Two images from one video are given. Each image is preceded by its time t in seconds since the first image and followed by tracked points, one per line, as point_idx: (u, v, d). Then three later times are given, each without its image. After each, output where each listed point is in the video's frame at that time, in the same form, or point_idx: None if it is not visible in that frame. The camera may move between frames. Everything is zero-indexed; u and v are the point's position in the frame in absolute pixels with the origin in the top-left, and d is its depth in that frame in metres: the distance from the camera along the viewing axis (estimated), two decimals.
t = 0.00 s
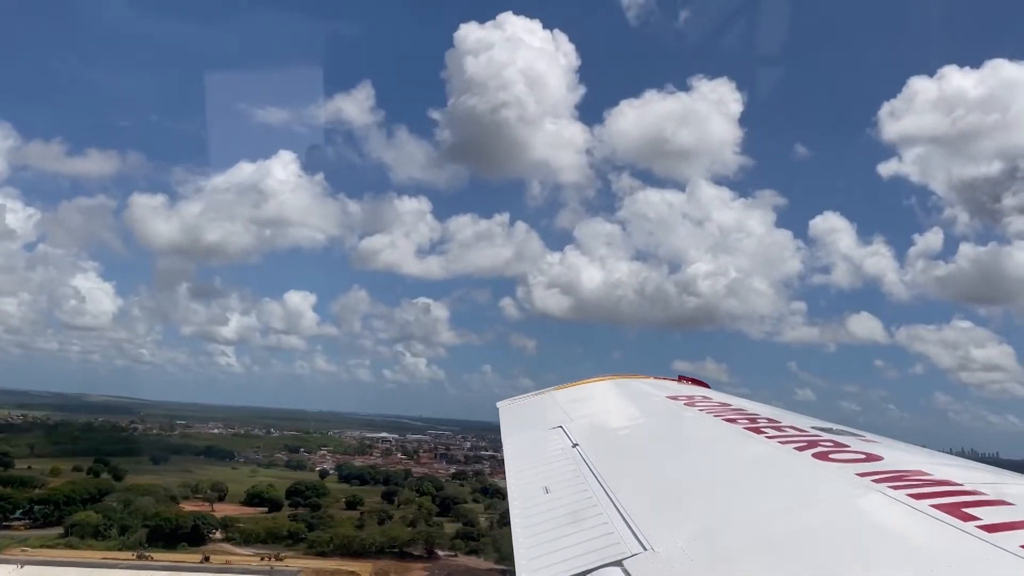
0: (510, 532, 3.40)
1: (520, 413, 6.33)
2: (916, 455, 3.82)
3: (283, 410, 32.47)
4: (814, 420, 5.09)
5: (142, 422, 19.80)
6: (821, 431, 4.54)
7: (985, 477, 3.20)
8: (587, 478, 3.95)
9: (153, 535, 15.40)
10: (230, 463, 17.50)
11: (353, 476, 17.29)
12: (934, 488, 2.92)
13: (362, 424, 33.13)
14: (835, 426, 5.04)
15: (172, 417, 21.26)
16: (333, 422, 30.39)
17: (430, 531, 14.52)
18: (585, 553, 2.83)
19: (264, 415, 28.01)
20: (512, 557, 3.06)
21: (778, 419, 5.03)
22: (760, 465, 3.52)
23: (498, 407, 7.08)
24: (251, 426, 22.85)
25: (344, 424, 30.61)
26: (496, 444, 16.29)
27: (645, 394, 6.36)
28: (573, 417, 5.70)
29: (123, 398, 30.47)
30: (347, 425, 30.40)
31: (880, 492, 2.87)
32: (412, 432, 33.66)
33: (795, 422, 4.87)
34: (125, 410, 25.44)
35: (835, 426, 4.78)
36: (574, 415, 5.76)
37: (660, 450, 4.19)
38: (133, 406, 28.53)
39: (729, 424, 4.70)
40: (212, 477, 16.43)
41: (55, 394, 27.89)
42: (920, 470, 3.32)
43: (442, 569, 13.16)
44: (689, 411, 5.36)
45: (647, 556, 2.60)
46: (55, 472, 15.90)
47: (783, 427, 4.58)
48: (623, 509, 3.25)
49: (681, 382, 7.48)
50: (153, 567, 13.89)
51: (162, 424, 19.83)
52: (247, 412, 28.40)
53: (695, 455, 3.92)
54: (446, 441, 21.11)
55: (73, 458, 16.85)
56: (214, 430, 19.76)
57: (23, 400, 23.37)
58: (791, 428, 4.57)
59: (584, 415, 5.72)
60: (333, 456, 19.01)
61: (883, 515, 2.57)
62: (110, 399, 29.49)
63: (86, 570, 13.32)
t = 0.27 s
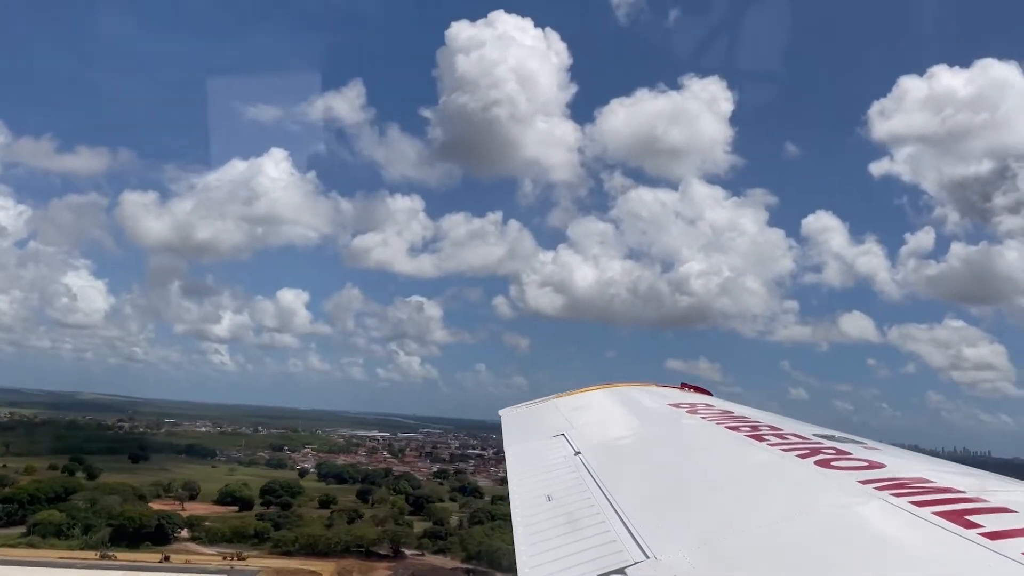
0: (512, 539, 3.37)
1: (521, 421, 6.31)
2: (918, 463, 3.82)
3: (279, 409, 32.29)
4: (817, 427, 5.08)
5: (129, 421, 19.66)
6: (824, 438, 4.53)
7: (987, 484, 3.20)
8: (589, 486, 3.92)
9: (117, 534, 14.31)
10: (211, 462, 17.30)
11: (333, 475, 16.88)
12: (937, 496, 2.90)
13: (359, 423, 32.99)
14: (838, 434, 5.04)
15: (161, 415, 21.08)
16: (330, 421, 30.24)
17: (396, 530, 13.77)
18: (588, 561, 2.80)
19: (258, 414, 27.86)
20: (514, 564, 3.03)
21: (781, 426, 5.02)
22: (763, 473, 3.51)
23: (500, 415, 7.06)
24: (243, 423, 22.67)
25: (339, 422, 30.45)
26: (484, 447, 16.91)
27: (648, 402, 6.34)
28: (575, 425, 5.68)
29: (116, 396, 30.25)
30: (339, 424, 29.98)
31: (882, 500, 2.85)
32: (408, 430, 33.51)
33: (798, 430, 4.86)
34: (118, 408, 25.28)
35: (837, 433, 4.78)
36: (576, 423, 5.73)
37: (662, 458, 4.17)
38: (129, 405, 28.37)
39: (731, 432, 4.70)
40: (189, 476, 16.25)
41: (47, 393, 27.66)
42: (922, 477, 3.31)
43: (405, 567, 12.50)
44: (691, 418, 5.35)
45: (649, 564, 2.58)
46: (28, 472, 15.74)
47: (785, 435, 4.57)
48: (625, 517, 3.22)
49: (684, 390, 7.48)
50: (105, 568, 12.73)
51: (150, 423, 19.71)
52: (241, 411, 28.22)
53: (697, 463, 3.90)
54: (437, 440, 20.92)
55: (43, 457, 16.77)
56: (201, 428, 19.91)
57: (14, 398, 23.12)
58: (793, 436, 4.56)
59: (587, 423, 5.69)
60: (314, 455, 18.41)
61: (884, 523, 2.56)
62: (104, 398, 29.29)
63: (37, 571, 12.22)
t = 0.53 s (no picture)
0: (513, 544, 3.33)
1: (521, 426, 6.28)
2: (917, 464, 3.80)
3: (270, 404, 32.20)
4: (816, 428, 5.06)
5: (116, 418, 19.57)
6: (823, 440, 4.52)
7: (986, 485, 3.18)
8: (589, 490, 3.89)
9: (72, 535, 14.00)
10: (188, 459, 17.22)
11: (309, 471, 16.72)
12: (937, 497, 2.88)
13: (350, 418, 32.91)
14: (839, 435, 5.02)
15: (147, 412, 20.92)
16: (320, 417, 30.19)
17: (357, 528, 13.74)
18: (588, 564, 2.76)
19: (247, 410, 27.71)
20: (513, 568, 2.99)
21: (780, 428, 5.01)
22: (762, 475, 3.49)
23: (500, 420, 7.03)
24: (231, 419, 22.51)
25: (330, 418, 30.42)
26: (466, 445, 17.66)
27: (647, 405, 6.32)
28: (575, 429, 5.65)
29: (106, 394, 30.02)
30: (330, 420, 29.79)
31: (882, 501, 2.83)
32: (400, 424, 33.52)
33: (797, 432, 4.85)
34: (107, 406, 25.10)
35: (836, 435, 4.76)
36: (575, 428, 5.70)
37: (661, 461, 4.14)
38: (120, 402, 28.24)
39: (730, 434, 4.67)
40: (164, 472, 16.14)
41: (37, 390, 27.45)
42: (922, 478, 3.29)
43: (364, 565, 12.29)
44: (690, 422, 5.33)
45: (650, 568, 2.54)
46: None
47: (784, 437, 4.55)
48: (625, 520, 3.19)
49: (683, 392, 7.48)
50: (57, 569, 12.44)
51: (135, 421, 19.61)
52: (232, 408, 28.12)
53: (697, 466, 3.87)
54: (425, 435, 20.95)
55: (15, 456, 16.33)
56: (186, 425, 19.83)
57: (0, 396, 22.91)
58: (792, 438, 4.55)
59: (586, 427, 5.65)
60: (293, 451, 18.32)
61: (883, 522, 2.54)
62: (94, 395, 29.10)
63: None
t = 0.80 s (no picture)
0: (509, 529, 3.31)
1: (516, 411, 6.26)
2: (911, 442, 3.80)
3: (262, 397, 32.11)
4: (810, 409, 5.06)
5: (105, 413, 19.48)
6: (818, 420, 4.51)
7: (981, 462, 3.18)
8: (585, 474, 3.87)
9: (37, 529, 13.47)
10: (170, 453, 17.02)
11: (287, 466, 16.23)
12: (931, 474, 2.87)
13: (342, 411, 32.91)
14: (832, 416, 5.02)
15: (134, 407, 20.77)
16: (311, 410, 30.15)
17: (326, 521, 13.51)
18: (585, 547, 2.74)
19: (238, 404, 27.66)
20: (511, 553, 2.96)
21: (775, 409, 5.00)
22: (757, 455, 3.48)
23: (494, 407, 7.00)
24: (218, 412, 22.38)
25: (322, 411, 30.41)
26: (453, 439, 17.94)
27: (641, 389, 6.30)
28: (570, 414, 5.63)
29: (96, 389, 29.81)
30: (323, 412, 29.62)
31: (877, 479, 2.82)
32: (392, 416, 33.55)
33: (792, 413, 4.84)
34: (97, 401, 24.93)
35: (830, 416, 4.75)
36: (570, 413, 5.67)
37: (656, 445, 4.11)
38: (110, 396, 28.07)
39: (726, 416, 4.66)
40: (145, 468, 16.02)
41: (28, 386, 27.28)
42: (917, 456, 3.28)
43: (329, 558, 12.32)
44: (685, 404, 5.31)
45: (647, 549, 2.52)
46: None
47: (779, 418, 4.54)
48: (621, 503, 3.17)
49: (677, 376, 7.48)
50: (14, 565, 11.96)
51: (122, 418, 19.40)
52: (222, 401, 28.03)
53: (693, 448, 3.85)
54: (415, 427, 20.93)
55: None
56: (175, 420, 19.77)
57: None
58: (788, 419, 4.53)
59: (581, 411, 5.64)
60: (278, 445, 18.05)
61: (877, 501, 2.54)
62: (85, 389, 28.92)
63: None
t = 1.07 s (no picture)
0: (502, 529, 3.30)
1: (508, 413, 6.27)
2: (900, 433, 3.81)
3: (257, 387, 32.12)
4: (800, 403, 5.07)
5: (97, 405, 19.50)
6: (807, 414, 4.52)
7: (971, 451, 3.18)
8: (576, 473, 3.87)
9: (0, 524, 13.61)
10: (155, 445, 16.97)
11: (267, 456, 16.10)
12: (921, 464, 2.88)
13: (337, 401, 32.96)
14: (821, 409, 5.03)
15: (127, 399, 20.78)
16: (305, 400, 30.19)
17: (292, 512, 13.52)
18: (577, 545, 2.75)
19: (232, 394, 27.69)
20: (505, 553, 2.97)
21: (764, 405, 5.02)
22: (744, 450, 3.50)
23: (486, 408, 7.00)
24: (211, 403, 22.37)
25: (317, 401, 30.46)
26: (441, 430, 18.04)
27: (632, 387, 6.32)
28: (561, 414, 5.64)
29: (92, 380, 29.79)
30: (319, 402, 29.58)
31: (866, 469, 2.83)
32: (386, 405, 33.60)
33: (781, 407, 4.85)
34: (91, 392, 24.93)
35: (820, 409, 4.77)
36: (562, 412, 5.69)
37: (646, 442, 4.13)
38: (104, 388, 28.06)
39: (716, 412, 4.68)
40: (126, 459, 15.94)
41: (24, 377, 27.31)
42: (905, 447, 3.29)
43: (295, 549, 12.28)
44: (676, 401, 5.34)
45: (638, 545, 2.53)
46: None
47: (769, 412, 4.56)
48: (612, 501, 3.18)
49: (667, 373, 7.51)
50: None
51: (113, 409, 19.39)
52: (216, 392, 28.05)
53: (682, 445, 3.86)
54: (407, 417, 20.97)
55: None
56: (166, 412, 19.78)
57: None
58: (778, 413, 4.55)
59: (572, 411, 5.66)
60: (266, 435, 18.05)
61: (865, 491, 2.55)
62: (82, 380, 28.94)
63: None
